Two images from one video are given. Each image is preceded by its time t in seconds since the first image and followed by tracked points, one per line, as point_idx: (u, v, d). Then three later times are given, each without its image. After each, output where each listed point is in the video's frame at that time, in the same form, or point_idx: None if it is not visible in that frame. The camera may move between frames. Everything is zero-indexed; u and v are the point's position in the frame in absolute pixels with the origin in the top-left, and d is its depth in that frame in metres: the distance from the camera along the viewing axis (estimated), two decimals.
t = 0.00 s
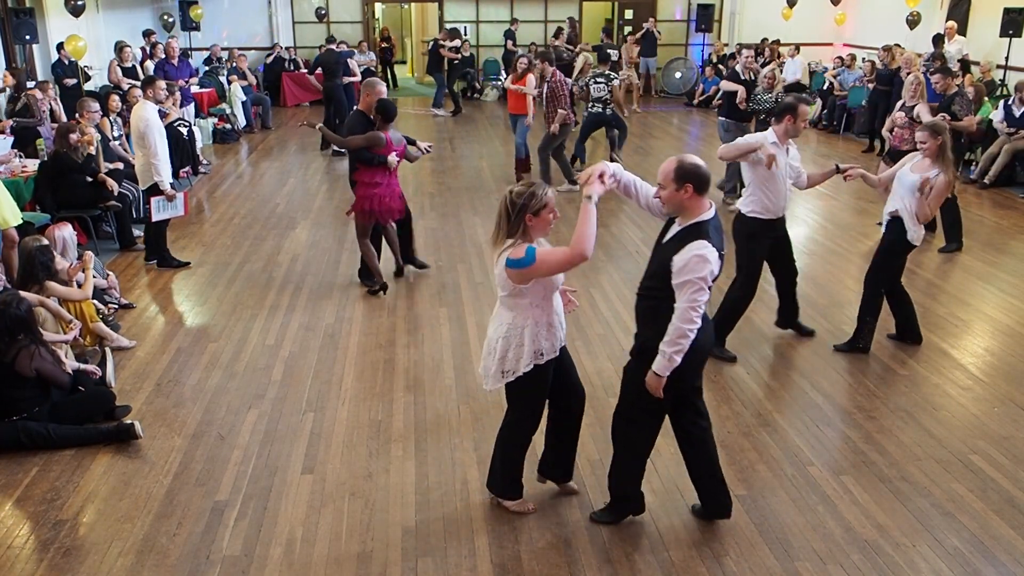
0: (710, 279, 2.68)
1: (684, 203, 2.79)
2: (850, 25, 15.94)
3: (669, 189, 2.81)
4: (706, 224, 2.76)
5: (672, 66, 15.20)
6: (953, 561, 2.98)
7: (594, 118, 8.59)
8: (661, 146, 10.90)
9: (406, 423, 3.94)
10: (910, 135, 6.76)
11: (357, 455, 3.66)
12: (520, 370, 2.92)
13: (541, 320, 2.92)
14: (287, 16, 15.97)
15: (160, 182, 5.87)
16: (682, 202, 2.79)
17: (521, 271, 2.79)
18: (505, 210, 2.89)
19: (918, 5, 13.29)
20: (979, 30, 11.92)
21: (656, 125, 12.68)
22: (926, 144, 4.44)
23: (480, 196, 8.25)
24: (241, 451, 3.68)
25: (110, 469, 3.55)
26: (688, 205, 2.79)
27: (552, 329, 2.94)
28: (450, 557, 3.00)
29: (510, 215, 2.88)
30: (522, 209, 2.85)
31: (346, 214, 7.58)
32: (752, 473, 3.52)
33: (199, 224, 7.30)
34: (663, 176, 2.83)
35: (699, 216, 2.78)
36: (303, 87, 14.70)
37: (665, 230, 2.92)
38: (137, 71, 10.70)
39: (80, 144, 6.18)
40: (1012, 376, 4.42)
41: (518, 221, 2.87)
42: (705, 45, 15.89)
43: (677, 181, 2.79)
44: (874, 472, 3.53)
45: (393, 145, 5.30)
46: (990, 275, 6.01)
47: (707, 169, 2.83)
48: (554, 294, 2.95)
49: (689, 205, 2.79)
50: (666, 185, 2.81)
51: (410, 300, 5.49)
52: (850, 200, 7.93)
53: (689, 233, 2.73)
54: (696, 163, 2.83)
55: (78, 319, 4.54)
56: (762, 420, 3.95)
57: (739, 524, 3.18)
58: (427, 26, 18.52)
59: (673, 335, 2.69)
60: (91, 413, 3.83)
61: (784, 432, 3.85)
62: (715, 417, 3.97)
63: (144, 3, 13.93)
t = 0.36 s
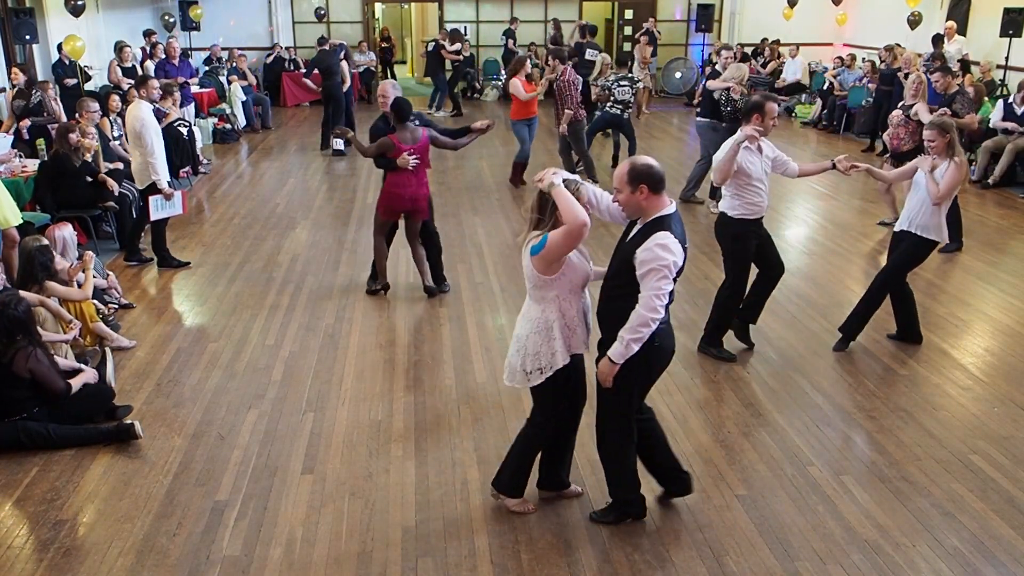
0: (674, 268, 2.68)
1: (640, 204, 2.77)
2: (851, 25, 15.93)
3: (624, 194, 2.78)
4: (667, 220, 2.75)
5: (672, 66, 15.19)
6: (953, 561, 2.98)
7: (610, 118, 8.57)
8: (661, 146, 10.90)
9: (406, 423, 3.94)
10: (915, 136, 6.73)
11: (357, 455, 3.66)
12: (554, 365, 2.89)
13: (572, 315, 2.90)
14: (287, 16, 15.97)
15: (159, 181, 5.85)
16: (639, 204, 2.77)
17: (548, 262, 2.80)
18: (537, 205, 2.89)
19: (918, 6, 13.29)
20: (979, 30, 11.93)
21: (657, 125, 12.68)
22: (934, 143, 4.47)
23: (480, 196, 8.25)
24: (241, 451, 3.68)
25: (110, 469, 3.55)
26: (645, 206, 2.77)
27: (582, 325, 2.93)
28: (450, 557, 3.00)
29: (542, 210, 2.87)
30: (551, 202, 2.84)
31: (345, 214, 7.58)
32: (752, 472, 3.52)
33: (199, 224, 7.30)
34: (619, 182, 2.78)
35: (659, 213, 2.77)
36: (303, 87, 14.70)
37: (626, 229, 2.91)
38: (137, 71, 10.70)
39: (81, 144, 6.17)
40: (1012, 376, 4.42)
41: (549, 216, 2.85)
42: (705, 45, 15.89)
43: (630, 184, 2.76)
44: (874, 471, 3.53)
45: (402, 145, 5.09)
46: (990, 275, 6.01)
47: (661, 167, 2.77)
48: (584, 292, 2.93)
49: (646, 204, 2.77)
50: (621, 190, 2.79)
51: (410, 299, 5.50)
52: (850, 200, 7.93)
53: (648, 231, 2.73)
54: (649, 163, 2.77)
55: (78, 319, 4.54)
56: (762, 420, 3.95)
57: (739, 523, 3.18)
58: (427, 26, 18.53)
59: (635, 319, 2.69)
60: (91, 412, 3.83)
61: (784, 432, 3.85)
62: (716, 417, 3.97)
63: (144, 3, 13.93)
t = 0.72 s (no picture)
0: (675, 265, 2.73)
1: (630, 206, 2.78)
2: (851, 25, 15.93)
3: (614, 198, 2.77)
4: (660, 220, 2.77)
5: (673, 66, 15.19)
6: (954, 561, 2.97)
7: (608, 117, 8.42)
8: (661, 146, 10.90)
9: (406, 423, 3.94)
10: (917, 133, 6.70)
11: (357, 455, 3.66)
12: (542, 356, 2.86)
13: (569, 312, 2.84)
14: (287, 16, 15.96)
15: (155, 177, 5.90)
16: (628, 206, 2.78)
17: (546, 258, 2.76)
18: (544, 197, 2.83)
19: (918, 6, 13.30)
20: (979, 30, 11.92)
21: (657, 125, 12.67)
22: (932, 139, 4.45)
23: (480, 196, 8.25)
24: (241, 451, 3.68)
25: (110, 468, 3.55)
26: (634, 208, 2.78)
27: (582, 321, 2.85)
28: (450, 557, 3.00)
29: (549, 202, 2.81)
30: (556, 195, 2.79)
31: (345, 214, 7.58)
32: (752, 473, 3.52)
33: (199, 224, 7.30)
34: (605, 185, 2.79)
35: (649, 215, 2.78)
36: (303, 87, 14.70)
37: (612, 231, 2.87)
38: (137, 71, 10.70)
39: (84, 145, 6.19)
40: (1013, 376, 4.42)
41: (555, 210, 2.81)
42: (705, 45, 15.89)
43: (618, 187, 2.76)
44: (874, 472, 3.53)
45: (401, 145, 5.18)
46: (991, 275, 6.00)
47: (646, 168, 2.79)
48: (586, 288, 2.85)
49: (634, 206, 2.78)
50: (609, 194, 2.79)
51: (410, 299, 5.49)
52: (850, 199, 7.93)
53: (643, 231, 2.74)
54: (635, 165, 2.79)
55: (78, 319, 4.54)
56: (762, 420, 3.95)
57: (738, 524, 3.18)
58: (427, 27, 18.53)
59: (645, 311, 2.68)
60: (90, 412, 3.83)
61: (785, 432, 3.85)
62: (716, 417, 3.97)
63: (144, 3, 13.92)
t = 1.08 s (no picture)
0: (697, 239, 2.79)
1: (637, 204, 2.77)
2: (851, 25, 15.92)
3: (626, 200, 2.73)
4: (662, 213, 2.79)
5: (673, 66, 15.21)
6: (954, 561, 2.97)
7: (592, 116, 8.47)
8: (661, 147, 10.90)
9: (406, 423, 3.94)
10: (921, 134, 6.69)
11: (357, 455, 3.65)
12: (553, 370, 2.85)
13: (579, 322, 2.86)
14: (287, 16, 15.96)
15: (144, 177, 5.87)
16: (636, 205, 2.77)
17: (561, 275, 2.71)
18: (542, 204, 2.78)
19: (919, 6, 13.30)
20: (979, 29, 11.92)
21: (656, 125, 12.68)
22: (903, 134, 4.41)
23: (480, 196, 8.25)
24: (241, 451, 3.68)
25: (110, 469, 3.55)
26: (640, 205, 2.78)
27: (588, 329, 2.89)
28: (450, 557, 3.01)
29: (547, 210, 2.77)
30: (558, 204, 2.76)
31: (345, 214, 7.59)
32: (752, 473, 3.52)
33: (199, 224, 7.30)
34: (616, 189, 2.71)
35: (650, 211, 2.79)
36: (303, 87, 14.70)
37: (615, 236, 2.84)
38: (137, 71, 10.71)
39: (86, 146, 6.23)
40: (1013, 376, 4.42)
41: (556, 218, 2.77)
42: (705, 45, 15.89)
43: (632, 187, 2.72)
44: (874, 472, 3.53)
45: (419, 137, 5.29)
46: (991, 275, 6.01)
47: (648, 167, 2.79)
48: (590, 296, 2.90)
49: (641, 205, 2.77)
50: (621, 196, 2.73)
51: (410, 300, 5.49)
52: (851, 199, 7.93)
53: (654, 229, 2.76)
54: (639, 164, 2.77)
55: (78, 319, 4.54)
56: (762, 420, 3.95)
57: (738, 523, 3.18)
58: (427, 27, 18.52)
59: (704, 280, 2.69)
60: (90, 413, 3.82)
61: (785, 432, 3.85)
62: (715, 417, 3.97)
63: (144, 3, 13.92)
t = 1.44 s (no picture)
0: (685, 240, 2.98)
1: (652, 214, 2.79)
2: (851, 25, 15.93)
3: (643, 213, 2.75)
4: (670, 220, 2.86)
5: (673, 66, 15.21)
6: (953, 561, 2.97)
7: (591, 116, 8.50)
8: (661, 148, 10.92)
9: (406, 422, 3.94)
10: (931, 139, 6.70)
11: (357, 455, 3.65)
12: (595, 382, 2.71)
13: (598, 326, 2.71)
14: (287, 16, 15.96)
15: (135, 178, 5.86)
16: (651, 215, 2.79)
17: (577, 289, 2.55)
18: (548, 213, 2.65)
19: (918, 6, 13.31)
20: (979, 29, 11.93)
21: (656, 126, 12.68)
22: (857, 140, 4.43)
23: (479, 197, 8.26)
24: (241, 451, 3.68)
25: (110, 469, 3.55)
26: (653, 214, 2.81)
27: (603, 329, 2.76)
28: (450, 556, 3.00)
29: (555, 219, 2.63)
30: (567, 215, 2.63)
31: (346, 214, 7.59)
32: (752, 473, 3.52)
33: (199, 224, 7.30)
34: (639, 203, 2.73)
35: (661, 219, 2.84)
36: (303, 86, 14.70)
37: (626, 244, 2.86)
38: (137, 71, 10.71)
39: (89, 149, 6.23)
40: (1012, 376, 4.42)
41: (565, 228, 2.62)
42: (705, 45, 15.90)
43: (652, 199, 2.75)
44: (874, 472, 3.53)
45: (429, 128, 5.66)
46: (990, 275, 6.01)
47: (655, 176, 2.82)
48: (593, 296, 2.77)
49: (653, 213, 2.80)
50: (638, 209, 2.74)
51: (410, 300, 5.50)
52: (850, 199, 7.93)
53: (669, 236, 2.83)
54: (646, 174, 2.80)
55: (78, 318, 4.54)
56: (762, 420, 3.95)
57: (739, 523, 3.19)
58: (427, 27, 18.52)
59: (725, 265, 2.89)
60: (91, 413, 3.82)
61: (785, 432, 3.85)
62: (715, 417, 3.97)
63: (144, 3, 13.92)
